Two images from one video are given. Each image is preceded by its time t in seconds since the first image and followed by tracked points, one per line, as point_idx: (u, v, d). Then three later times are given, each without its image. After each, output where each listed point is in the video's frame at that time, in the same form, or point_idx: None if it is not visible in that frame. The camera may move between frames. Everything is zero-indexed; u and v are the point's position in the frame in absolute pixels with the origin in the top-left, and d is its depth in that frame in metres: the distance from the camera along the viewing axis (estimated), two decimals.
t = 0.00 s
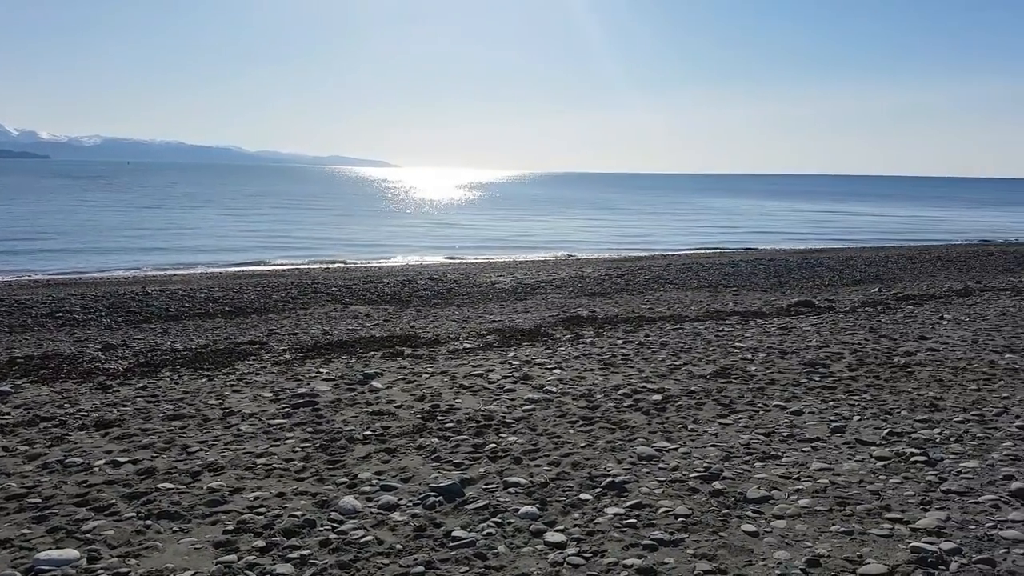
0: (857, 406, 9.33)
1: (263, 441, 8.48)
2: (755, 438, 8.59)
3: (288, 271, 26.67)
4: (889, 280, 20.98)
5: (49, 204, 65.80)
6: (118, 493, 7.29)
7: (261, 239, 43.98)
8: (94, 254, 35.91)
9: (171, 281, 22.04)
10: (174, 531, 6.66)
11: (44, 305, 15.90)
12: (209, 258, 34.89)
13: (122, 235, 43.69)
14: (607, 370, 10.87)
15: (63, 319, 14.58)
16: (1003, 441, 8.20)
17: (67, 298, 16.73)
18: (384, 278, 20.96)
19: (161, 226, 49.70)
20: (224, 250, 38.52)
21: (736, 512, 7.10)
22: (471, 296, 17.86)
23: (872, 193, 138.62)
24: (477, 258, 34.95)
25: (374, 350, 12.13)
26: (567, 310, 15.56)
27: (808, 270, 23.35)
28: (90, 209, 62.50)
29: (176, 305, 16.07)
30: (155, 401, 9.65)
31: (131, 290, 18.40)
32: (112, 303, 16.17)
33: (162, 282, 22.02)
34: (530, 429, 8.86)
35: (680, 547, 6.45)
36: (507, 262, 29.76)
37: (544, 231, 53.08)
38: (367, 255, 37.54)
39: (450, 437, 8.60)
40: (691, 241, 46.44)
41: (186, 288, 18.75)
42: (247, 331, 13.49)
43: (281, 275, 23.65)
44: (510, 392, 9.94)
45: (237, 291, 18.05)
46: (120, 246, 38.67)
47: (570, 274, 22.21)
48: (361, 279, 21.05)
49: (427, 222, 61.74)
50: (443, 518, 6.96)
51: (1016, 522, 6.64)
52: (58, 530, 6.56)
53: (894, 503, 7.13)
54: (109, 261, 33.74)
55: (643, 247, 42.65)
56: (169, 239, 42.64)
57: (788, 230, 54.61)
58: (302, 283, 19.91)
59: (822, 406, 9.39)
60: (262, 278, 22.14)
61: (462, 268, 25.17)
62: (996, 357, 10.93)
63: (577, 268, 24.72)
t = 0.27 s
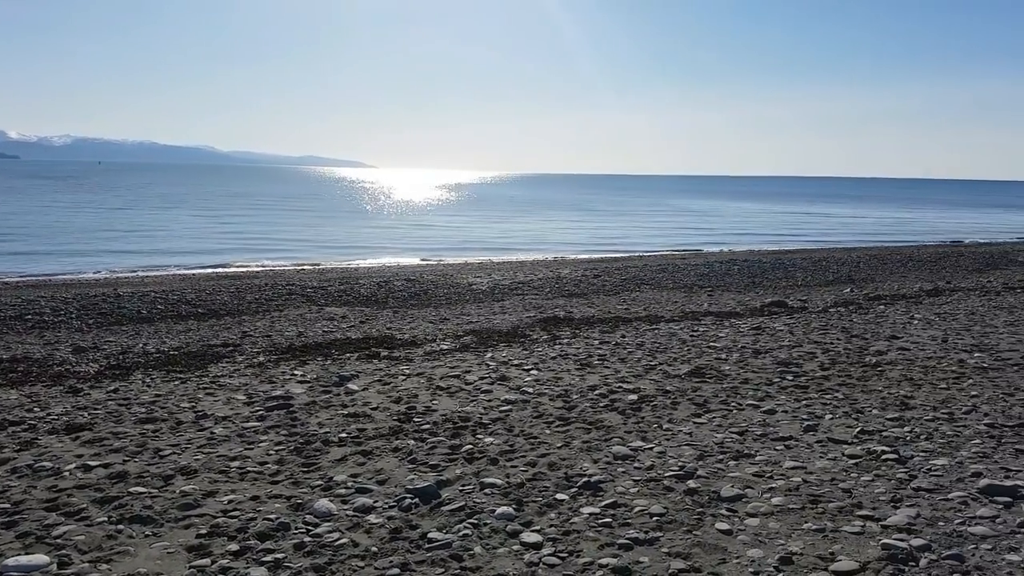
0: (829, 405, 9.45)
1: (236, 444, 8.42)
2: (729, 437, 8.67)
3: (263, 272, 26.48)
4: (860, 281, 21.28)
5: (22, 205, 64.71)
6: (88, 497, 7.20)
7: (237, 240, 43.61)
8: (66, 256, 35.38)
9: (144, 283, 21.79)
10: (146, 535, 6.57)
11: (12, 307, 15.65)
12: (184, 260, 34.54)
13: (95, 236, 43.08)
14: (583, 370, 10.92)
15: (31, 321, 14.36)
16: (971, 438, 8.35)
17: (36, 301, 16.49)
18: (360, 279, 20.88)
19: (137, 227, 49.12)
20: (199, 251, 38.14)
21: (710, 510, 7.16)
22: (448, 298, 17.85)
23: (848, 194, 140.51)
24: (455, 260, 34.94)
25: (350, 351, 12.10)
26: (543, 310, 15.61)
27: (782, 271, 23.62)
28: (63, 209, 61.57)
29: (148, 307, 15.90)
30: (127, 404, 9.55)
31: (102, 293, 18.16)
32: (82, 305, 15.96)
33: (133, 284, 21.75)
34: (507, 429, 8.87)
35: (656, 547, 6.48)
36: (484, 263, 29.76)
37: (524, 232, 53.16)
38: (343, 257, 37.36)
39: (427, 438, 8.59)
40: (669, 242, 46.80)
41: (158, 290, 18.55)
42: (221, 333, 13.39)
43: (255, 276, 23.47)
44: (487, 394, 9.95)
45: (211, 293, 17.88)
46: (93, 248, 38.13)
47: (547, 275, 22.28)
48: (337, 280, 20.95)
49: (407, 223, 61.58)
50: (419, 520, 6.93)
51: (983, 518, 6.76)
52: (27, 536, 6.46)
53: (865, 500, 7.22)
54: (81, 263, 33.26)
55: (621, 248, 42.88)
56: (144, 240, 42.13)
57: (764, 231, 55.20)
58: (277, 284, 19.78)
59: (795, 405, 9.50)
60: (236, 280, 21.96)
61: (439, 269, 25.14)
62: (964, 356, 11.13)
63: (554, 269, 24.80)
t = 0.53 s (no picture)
0: (805, 404, 9.55)
1: (212, 446, 8.35)
2: (706, 436, 8.73)
3: (241, 272, 26.27)
4: (836, 280, 21.53)
5: None
6: (61, 501, 7.11)
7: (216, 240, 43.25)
8: (41, 256, 34.87)
9: (119, 284, 21.54)
10: (120, 538, 6.50)
11: None
12: (161, 260, 34.18)
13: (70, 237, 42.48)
14: (563, 370, 10.96)
15: (3, 323, 14.15)
16: (943, 436, 8.48)
17: (7, 302, 16.26)
18: (339, 280, 20.80)
19: (114, 227, 48.55)
20: (177, 252, 37.77)
21: (688, 509, 7.20)
22: (427, 298, 17.83)
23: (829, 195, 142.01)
24: (435, 260, 34.91)
25: (329, 352, 12.05)
26: (523, 311, 15.64)
27: (760, 271, 23.84)
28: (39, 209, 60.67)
29: (123, 308, 15.72)
30: (101, 406, 9.45)
31: (75, 293, 17.93)
32: (54, 306, 15.75)
33: (108, 285, 21.49)
34: (486, 429, 8.87)
35: (634, 546, 6.51)
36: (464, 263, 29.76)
37: (507, 233, 53.20)
38: (324, 257, 37.20)
39: (405, 439, 8.57)
40: (651, 243, 47.06)
41: (133, 290, 18.34)
42: (197, 334, 13.28)
43: (233, 277, 23.29)
44: (466, 394, 9.95)
45: (187, 293, 17.72)
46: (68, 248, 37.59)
47: (527, 275, 22.34)
48: (315, 280, 20.86)
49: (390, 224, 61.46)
50: (397, 521, 6.90)
51: (955, 514, 6.87)
52: None
53: (840, 498, 7.31)
54: (55, 264, 32.81)
55: (602, 248, 43.06)
56: (121, 241, 41.62)
57: (745, 232, 55.66)
58: (254, 285, 19.64)
59: (771, 403, 9.60)
60: (213, 280, 21.79)
61: (420, 269, 25.10)
62: (937, 354, 11.29)
63: (534, 269, 24.85)
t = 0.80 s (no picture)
0: (780, 402, 9.66)
1: (186, 447, 8.26)
2: (683, 435, 8.79)
3: (215, 272, 26.00)
4: (810, 280, 21.80)
5: None
6: (31, 504, 6.99)
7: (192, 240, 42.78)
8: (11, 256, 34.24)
9: (90, 283, 21.22)
10: (91, 542, 6.40)
11: None
12: (135, 261, 33.75)
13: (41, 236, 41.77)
14: (541, 370, 10.98)
15: None
16: (914, 434, 8.62)
17: None
18: (316, 279, 20.68)
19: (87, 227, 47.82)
20: (151, 252, 37.30)
21: (664, 507, 7.25)
22: (405, 298, 17.78)
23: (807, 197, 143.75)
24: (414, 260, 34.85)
25: (305, 353, 11.98)
26: (501, 310, 15.65)
27: (736, 271, 24.07)
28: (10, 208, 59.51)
29: (95, 308, 15.50)
30: (72, 407, 9.31)
31: (44, 293, 17.64)
32: (23, 306, 15.48)
33: (79, 284, 21.16)
34: (464, 430, 8.86)
35: (611, 545, 6.54)
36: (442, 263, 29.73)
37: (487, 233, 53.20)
38: (301, 257, 36.96)
39: (383, 440, 8.53)
40: (631, 243, 47.32)
41: (105, 290, 18.08)
42: (171, 334, 13.13)
43: (207, 276, 23.05)
44: (444, 394, 9.94)
45: (160, 293, 17.51)
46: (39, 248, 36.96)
47: (506, 275, 22.36)
48: (292, 280, 20.71)
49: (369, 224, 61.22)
50: (374, 522, 6.87)
51: (926, 511, 6.98)
52: None
53: (814, 496, 7.39)
54: (26, 263, 32.25)
55: (581, 249, 43.24)
56: (93, 240, 41.00)
57: (723, 233, 56.15)
58: (229, 284, 19.46)
59: (746, 402, 9.69)
60: (187, 280, 21.55)
61: (398, 269, 25.02)
62: (909, 354, 11.48)
63: (512, 269, 24.89)
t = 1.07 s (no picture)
0: (754, 401, 9.77)
1: (159, 452, 8.18)
2: (659, 434, 8.86)
3: (188, 275, 25.74)
4: (784, 280, 22.09)
5: None
6: None
7: (166, 242, 42.29)
8: None
9: (60, 287, 20.90)
10: (61, 549, 6.30)
11: None
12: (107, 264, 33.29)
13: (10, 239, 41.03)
14: (518, 370, 11.01)
15: None
16: (885, 430, 8.76)
17: None
18: (291, 282, 20.55)
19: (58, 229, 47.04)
20: (124, 254, 36.79)
21: (640, 506, 7.30)
22: (382, 299, 17.73)
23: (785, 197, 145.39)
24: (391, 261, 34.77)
25: (280, 356, 11.90)
26: (478, 312, 15.66)
27: (711, 271, 24.29)
28: None
29: (64, 311, 15.27)
30: (41, 413, 9.17)
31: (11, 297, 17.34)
32: None
33: (48, 288, 20.83)
34: (441, 431, 8.85)
35: (587, 544, 6.57)
36: (419, 265, 29.69)
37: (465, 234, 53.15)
38: (277, 260, 36.72)
39: (359, 443, 8.49)
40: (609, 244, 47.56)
41: (75, 293, 17.82)
42: (143, 338, 12.97)
43: (180, 279, 22.81)
44: (421, 396, 9.92)
45: (131, 296, 17.29)
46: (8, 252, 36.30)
47: (483, 276, 22.40)
48: (266, 282, 20.55)
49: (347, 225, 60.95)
50: (350, 525, 6.83)
51: (897, 507, 7.11)
52: None
53: (788, 493, 7.49)
54: None
55: (559, 250, 43.41)
56: (64, 243, 40.38)
57: (699, 233, 56.63)
58: (203, 287, 19.27)
59: (721, 401, 9.79)
60: (159, 282, 21.31)
61: (374, 271, 24.94)
62: (880, 352, 11.67)
63: (489, 270, 24.92)
